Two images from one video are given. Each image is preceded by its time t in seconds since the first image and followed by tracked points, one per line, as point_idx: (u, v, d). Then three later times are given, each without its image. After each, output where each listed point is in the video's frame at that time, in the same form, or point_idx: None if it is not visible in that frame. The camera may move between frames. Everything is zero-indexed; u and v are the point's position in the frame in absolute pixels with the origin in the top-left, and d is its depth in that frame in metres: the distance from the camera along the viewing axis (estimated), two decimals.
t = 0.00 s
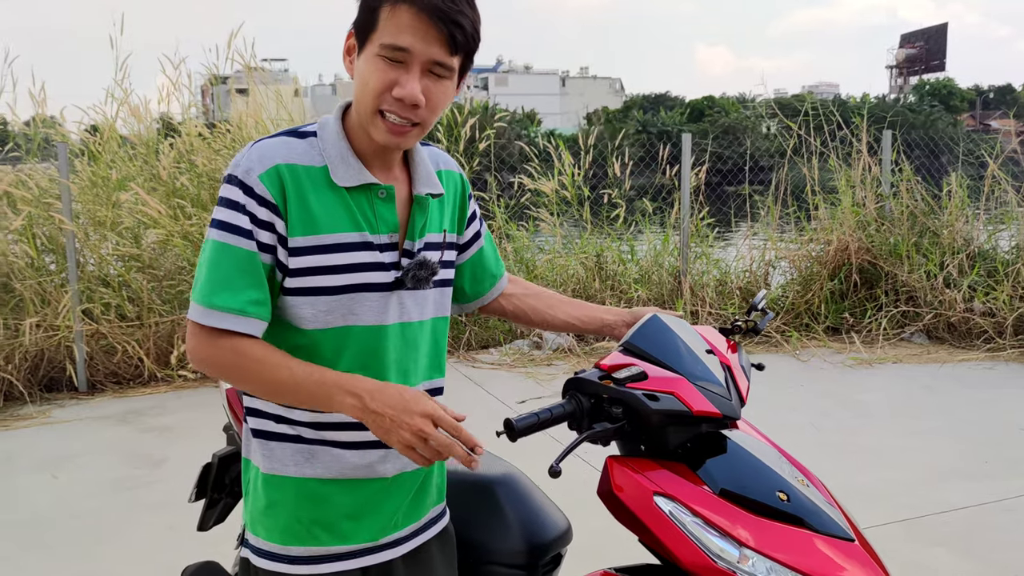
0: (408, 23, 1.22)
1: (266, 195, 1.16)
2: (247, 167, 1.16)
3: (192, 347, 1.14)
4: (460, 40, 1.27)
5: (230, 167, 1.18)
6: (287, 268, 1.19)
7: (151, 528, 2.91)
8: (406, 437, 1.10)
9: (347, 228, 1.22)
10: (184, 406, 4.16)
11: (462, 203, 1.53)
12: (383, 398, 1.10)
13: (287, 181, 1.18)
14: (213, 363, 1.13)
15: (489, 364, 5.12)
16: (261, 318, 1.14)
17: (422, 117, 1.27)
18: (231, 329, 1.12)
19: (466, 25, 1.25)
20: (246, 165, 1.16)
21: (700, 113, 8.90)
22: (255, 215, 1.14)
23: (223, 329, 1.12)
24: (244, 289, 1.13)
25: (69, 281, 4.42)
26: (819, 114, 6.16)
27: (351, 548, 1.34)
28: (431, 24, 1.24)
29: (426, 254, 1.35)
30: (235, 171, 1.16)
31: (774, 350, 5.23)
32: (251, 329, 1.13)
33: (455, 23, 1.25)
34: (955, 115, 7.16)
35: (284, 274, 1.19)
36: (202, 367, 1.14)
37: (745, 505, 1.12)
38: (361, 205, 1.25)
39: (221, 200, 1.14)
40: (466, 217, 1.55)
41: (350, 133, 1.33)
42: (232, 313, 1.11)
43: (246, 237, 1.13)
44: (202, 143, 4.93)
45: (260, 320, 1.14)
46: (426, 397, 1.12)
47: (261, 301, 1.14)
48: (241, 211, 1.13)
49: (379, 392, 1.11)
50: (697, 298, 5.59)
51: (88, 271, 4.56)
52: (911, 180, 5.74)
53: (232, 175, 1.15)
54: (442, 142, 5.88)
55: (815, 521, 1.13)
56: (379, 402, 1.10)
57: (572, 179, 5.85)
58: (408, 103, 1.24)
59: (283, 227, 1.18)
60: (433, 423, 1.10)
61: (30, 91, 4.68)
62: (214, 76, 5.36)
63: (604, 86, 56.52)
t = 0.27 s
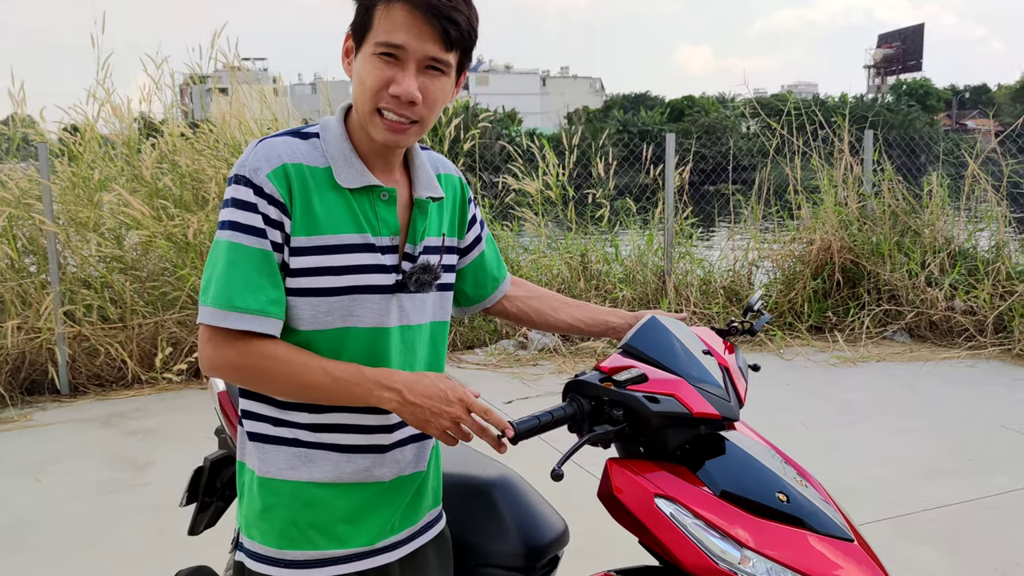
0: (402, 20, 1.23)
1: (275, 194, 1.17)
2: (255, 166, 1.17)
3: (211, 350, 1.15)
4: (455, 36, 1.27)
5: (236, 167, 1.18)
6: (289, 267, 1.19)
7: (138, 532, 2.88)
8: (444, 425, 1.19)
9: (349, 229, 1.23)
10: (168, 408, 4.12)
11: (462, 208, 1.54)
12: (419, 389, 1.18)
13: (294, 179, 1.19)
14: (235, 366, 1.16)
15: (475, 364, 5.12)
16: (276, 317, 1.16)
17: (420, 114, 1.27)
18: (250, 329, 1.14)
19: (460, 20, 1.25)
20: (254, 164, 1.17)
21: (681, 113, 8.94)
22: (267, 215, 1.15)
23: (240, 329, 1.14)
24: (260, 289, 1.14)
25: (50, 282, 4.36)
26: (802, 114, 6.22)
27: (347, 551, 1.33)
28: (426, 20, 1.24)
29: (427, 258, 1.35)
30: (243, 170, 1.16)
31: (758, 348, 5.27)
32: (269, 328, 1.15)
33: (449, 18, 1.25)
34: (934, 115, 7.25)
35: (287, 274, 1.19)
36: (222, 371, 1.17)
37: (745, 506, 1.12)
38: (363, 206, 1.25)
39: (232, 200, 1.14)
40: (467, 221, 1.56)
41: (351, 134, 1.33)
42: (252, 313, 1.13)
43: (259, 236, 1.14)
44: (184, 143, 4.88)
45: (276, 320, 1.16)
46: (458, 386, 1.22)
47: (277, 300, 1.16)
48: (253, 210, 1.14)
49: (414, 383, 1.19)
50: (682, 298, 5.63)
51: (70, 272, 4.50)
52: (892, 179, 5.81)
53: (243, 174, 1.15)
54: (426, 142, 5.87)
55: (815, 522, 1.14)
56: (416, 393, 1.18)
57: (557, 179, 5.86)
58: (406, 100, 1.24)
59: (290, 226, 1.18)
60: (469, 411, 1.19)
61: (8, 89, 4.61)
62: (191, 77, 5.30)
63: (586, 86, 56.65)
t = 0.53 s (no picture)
0: (412, 40, 1.21)
1: (267, 193, 1.16)
2: (247, 165, 1.16)
3: (193, 347, 1.14)
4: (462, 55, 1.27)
5: (229, 164, 1.17)
6: (282, 267, 1.19)
7: (124, 535, 2.85)
8: (423, 418, 1.16)
9: (342, 230, 1.22)
10: (153, 410, 4.08)
11: (457, 210, 1.54)
12: (399, 383, 1.17)
13: (286, 179, 1.19)
14: (217, 363, 1.14)
15: (461, 364, 5.11)
16: (263, 316, 1.15)
17: (424, 132, 1.28)
18: (235, 326, 1.13)
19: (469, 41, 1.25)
20: (245, 163, 1.16)
21: (664, 111, 8.98)
22: (257, 212, 1.14)
23: (224, 327, 1.12)
24: (249, 288, 1.13)
25: (33, 284, 4.30)
26: (786, 113, 6.26)
27: (343, 554, 1.33)
28: (436, 40, 1.23)
29: (421, 260, 1.35)
30: (235, 168, 1.16)
31: (743, 347, 5.30)
32: (256, 327, 1.14)
33: (458, 38, 1.24)
34: (914, 114, 7.33)
35: (279, 273, 1.19)
36: (203, 368, 1.15)
37: (741, 507, 1.13)
38: (356, 207, 1.25)
39: (222, 198, 1.13)
40: (461, 223, 1.56)
41: (348, 139, 1.33)
42: (239, 311, 1.12)
43: (248, 234, 1.13)
44: (168, 143, 4.84)
45: (263, 318, 1.15)
46: (440, 381, 1.20)
47: (264, 298, 1.15)
48: (243, 208, 1.13)
49: (395, 378, 1.18)
50: (667, 297, 5.66)
51: (52, 274, 4.45)
52: (875, 178, 5.86)
53: (234, 172, 1.15)
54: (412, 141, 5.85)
55: (810, 522, 1.14)
56: (396, 387, 1.17)
57: (543, 179, 5.86)
58: (413, 121, 1.24)
59: (282, 225, 1.18)
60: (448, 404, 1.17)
61: None
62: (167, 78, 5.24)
63: (570, 86, 56.74)
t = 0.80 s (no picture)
0: (448, 91, 1.22)
1: (262, 198, 1.16)
2: (242, 170, 1.17)
3: (196, 352, 1.15)
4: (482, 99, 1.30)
5: (224, 170, 1.18)
6: (278, 272, 1.19)
7: (113, 537, 2.82)
8: (428, 425, 1.15)
9: (337, 235, 1.22)
10: (140, 412, 4.04)
11: (451, 210, 1.54)
12: (404, 390, 1.17)
13: (281, 183, 1.19)
14: (222, 365, 1.15)
15: (451, 364, 5.10)
16: (263, 321, 1.15)
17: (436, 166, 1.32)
18: (234, 332, 1.13)
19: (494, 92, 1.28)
20: (240, 168, 1.17)
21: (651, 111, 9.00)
22: (252, 218, 1.15)
23: (224, 332, 1.13)
24: (247, 293, 1.14)
25: (18, 285, 4.26)
26: (773, 113, 6.29)
27: (336, 554, 1.32)
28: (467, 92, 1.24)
29: (414, 263, 1.36)
30: (229, 174, 1.16)
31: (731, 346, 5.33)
32: (255, 332, 1.14)
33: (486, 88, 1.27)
34: (898, 114, 7.40)
35: (274, 278, 1.19)
36: (206, 373, 1.16)
37: (739, 507, 1.14)
38: (351, 212, 1.25)
39: (217, 204, 1.14)
40: (456, 224, 1.56)
41: (350, 153, 1.31)
42: (238, 317, 1.12)
43: (246, 240, 1.13)
44: (154, 143, 4.80)
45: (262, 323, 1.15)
46: (443, 394, 1.20)
47: (262, 303, 1.15)
48: (239, 213, 1.13)
49: (398, 386, 1.17)
50: (656, 296, 5.68)
51: (37, 275, 4.40)
52: (862, 178, 5.90)
53: (228, 178, 1.15)
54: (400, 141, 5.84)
55: (807, 522, 1.15)
56: (400, 394, 1.16)
57: (532, 179, 5.86)
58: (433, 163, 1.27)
59: (277, 230, 1.18)
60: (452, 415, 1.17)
61: None
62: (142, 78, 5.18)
63: (557, 86, 56.77)
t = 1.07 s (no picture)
0: (456, 92, 1.22)
1: (270, 198, 1.17)
2: (251, 169, 1.17)
3: (197, 350, 1.14)
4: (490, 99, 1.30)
5: (233, 169, 1.18)
6: (285, 272, 1.20)
7: (106, 539, 2.81)
8: (421, 446, 1.15)
9: (344, 236, 1.23)
10: (132, 413, 4.01)
11: (455, 213, 1.55)
12: (396, 412, 1.14)
13: (289, 184, 1.19)
14: (220, 367, 1.15)
15: (443, 364, 5.09)
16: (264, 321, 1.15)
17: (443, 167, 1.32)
18: (231, 332, 1.12)
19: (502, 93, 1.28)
20: (249, 168, 1.17)
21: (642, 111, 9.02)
22: (259, 218, 1.15)
23: (224, 332, 1.13)
24: (248, 294, 1.13)
25: (8, 286, 4.22)
26: (763, 113, 6.32)
27: (336, 553, 1.32)
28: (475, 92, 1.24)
29: (419, 267, 1.37)
30: (239, 173, 1.16)
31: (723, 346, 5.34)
32: (253, 332, 1.13)
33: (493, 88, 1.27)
34: (885, 114, 7.45)
35: (281, 277, 1.20)
36: (207, 372, 1.16)
37: (742, 507, 1.14)
38: (358, 214, 1.25)
39: (224, 203, 1.14)
40: (461, 224, 1.57)
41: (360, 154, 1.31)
42: (236, 316, 1.12)
43: (251, 240, 1.14)
44: (145, 143, 4.78)
45: (261, 324, 1.14)
46: (437, 406, 1.16)
47: (264, 304, 1.15)
48: (245, 213, 1.14)
49: (392, 403, 1.15)
50: (647, 296, 5.70)
51: (27, 275, 4.37)
52: (852, 177, 5.94)
53: (237, 177, 1.15)
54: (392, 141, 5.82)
55: (810, 521, 1.16)
56: (393, 413, 1.14)
57: (524, 178, 5.86)
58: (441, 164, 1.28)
59: (285, 231, 1.18)
60: (446, 434, 1.14)
61: None
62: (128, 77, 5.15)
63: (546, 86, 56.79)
